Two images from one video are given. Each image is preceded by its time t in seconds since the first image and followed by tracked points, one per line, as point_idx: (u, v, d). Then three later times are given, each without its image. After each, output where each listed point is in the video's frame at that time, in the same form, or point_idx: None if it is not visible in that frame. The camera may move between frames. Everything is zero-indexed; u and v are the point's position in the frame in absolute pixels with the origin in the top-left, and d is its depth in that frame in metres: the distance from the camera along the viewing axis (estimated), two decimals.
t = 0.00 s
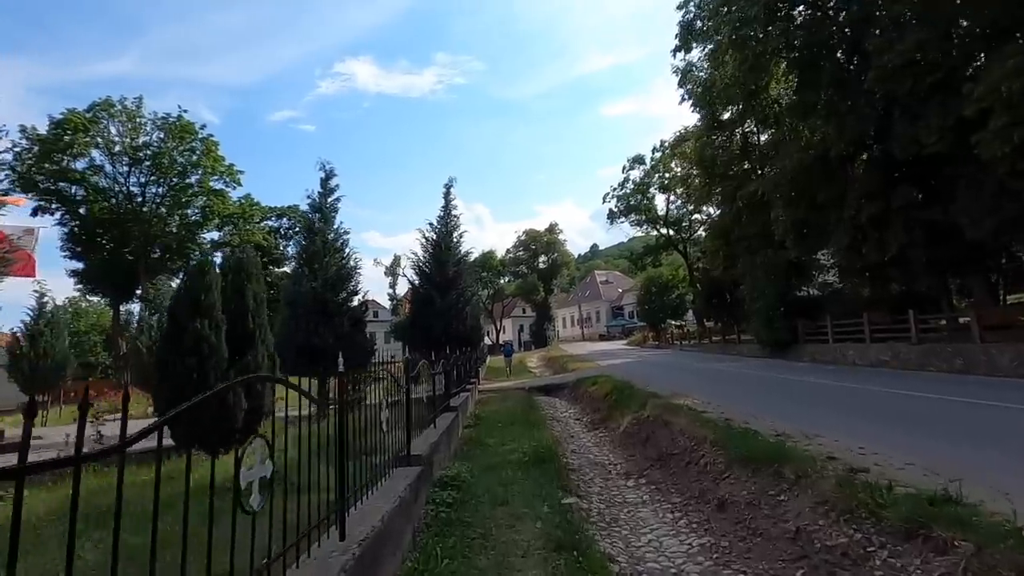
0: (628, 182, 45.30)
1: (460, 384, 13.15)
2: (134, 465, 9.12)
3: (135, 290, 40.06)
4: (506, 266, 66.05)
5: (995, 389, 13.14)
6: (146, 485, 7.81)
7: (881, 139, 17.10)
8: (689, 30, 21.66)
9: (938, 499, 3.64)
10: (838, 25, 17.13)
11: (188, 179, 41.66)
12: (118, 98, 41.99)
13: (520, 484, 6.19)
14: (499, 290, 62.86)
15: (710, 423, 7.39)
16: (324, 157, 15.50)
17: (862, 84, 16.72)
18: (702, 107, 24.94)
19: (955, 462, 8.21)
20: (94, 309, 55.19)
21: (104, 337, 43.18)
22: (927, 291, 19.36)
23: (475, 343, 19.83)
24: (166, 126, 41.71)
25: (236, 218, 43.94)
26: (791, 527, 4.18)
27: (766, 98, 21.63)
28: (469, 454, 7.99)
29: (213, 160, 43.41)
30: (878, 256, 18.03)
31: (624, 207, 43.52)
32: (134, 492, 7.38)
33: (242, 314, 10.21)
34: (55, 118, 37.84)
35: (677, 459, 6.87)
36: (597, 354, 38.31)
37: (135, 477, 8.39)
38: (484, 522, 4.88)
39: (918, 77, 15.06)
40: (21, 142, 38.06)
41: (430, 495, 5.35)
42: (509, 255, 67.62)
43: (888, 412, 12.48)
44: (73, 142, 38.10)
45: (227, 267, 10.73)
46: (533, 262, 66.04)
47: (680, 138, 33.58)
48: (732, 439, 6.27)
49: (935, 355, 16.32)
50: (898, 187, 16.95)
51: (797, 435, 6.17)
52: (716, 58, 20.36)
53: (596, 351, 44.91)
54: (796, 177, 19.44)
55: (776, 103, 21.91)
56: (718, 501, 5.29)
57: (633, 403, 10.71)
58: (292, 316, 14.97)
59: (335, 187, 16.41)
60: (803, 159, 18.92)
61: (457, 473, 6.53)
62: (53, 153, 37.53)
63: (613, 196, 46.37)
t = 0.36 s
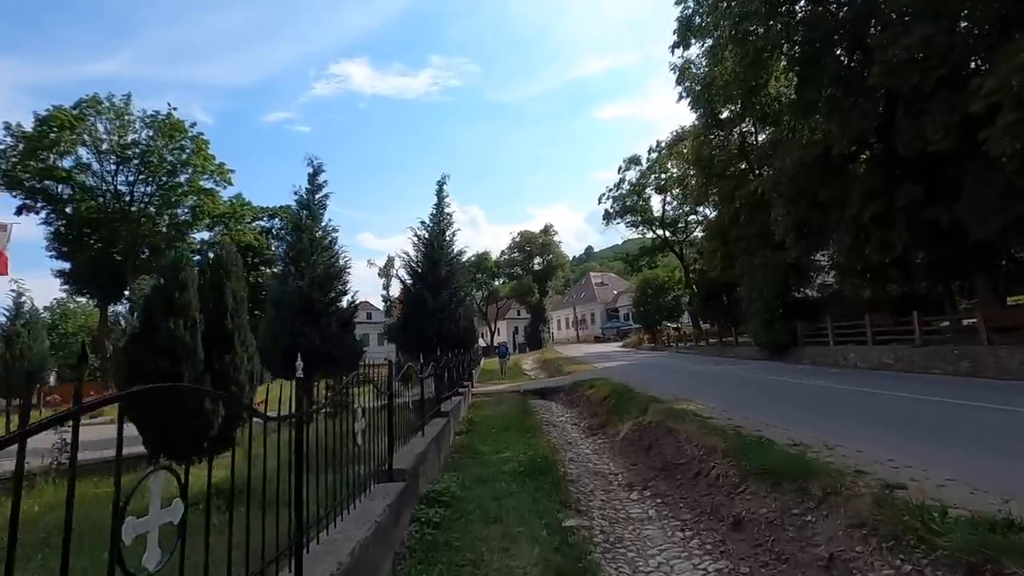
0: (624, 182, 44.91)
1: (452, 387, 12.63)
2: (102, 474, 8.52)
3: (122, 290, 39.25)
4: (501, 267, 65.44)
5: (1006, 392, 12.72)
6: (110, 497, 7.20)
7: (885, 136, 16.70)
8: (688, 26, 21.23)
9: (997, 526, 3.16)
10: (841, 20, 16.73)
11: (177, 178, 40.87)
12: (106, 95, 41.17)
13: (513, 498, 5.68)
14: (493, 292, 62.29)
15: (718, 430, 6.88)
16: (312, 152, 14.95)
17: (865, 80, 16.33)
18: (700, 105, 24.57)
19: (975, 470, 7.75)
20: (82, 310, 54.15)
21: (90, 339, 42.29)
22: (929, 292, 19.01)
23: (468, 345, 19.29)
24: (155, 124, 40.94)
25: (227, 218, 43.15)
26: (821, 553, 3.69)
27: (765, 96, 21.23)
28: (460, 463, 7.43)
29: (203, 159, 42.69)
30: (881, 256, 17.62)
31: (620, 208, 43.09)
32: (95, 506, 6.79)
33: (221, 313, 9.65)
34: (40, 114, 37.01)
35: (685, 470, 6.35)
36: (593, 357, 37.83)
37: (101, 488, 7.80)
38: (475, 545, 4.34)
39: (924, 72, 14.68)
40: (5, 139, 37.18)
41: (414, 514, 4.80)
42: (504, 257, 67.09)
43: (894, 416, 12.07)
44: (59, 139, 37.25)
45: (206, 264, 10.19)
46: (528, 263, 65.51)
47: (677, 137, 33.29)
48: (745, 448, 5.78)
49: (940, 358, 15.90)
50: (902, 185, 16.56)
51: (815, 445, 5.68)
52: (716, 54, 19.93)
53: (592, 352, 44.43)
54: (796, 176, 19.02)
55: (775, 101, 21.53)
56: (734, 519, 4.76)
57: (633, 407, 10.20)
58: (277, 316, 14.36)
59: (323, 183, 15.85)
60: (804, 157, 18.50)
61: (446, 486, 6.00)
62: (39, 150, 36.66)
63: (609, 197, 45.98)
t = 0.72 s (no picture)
0: (626, 178, 44.35)
1: (450, 386, 12.16)
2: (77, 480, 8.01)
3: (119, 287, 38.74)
4: (501, 264, 64.91)
5: None
6: (79, 506, 6.69)
7: (900, 127, 16.14)
8: (695, 16, 20.58)
9: None
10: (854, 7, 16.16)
11: (175, 173, 40.36)
12: (102, 88, 40.62)
13: (514, 511, 5.17)
14: (494, 289, 61.70)
15: (737, 435, 6.36)
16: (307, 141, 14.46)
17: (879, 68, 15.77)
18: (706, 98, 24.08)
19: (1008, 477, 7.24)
20: (80, 306, 53.62)
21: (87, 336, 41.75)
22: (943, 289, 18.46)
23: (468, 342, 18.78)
24: (152, 118, 40.40)
25: (225, 214, 42.04)
26: None
27: (774, 87, 20.66)
28: (457, 470, 6.92)
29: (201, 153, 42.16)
30: (894, 252, 17.08)
31: (623, 204, 42.56)
32: (64, 515, 6.28)
33: (205, 308, 9.16)
34: (35, 108, 36.47)
35: (700, 480, 5.83)
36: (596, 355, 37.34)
37: (72, 496, 7.28)
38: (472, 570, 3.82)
39: (943, 59, 14.13)
40: None
41: (404, 532, 4.28)
42: (505, 254, 66.48)
43: (911, 417, 11.55)
44: (54, 133, 36.68)
45: (190, 257, 9.72)
46: (530, 260, 64.89)
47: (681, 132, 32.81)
48: (770, 457, 5.27)
49: (957, 357, 15.36)
50: (917, 177, 16.01)
51: (846, 453, 5.17)
52: (724, 44, 19.38)
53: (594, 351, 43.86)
54: (806, 169, 18.49)
55: (784, 93, 20.98)
56: (763, 539, 4.24)
57: (640, 409, 9.69)
58: (269, 312, 13.84)
59: (318, 174, 15.33)
60: (814, 150, 17.94)
61: (441, 497, 5.49)
62: (34, 144, 36.13)
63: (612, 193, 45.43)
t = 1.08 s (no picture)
0: (627, 175, 43.89)
1: (450, 387, 11.69)
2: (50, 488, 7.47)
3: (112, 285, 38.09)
4: (501, 262, 64.35)
5: None
6: (48, 517, 6.18)
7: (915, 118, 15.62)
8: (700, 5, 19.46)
9: None
10: None
11: (171, 169, 39.80)
12: (96, 83, 40.01)
13: (519, 528, 4.67)
14: (494, 288, 61.20)
15: (759, 442, 5.86)
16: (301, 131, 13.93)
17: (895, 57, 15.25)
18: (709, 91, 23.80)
19: None
20: (77, 305, 53.02)
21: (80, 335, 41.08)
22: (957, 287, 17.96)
23: (468, 341, 18.25)
24: (147, 113, 39.80)
25: (222, 211, 41.55)
26: None
27: (782, 80, 20.13)
28: (457, 479, 6.43)
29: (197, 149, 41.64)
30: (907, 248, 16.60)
31: (624, 201, 42.13)
32: (27, 529, 5.74)
33: (189, 305, 8.64)
34: (28, 102, 35.87)
35: (722, 493, 5.32)
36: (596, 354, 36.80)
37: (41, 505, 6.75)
38: None
39: (961, 48, 13.59)
40: None
41: (398, 559, 3.77)
42: (504, 252, 65.88)
43: (929, 418, 11.06)
44: (48, 128, 36.06)
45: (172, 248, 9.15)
46: (530, 258, 64.31)
47: (684, 126, 32.61)
48: (803, 467, 4.76)
49: (973, 357, 14.87)
50: (932, 171, 15.55)
51: (888, 464, 4.67)
52: (731, 34, 18.85)
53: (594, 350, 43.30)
54: (816, 163, 18.00)
55: (791, 86, 20.45)
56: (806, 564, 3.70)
57: (649, 412, 9.19)
58: (261, 309, 13.29)
59: (312, 167, 14.80)
60: (824, 143, 17.42)
61: (439, 511, 4.99)
62: (26, 140, 35.52)
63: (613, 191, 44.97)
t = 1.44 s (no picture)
0: (628, 174, 43.39)
1: (447, 387, 11.17)
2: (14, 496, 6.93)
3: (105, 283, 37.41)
4: (500, 262, 63.77)
5: None
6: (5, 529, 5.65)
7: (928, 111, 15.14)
8: None
9: None
10: None
11: (166, 166, 39.19)
12: (90, 78, 39.36)
13: (521, 549, 4.15)
14: (493, 288, 60.60)
15: (784, 451, 5.35)
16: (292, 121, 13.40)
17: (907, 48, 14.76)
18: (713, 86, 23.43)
19: None
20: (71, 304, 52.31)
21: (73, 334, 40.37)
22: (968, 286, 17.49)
23: (466, 340, 17.70)
24: (141, 109, 39.17)
25: (218, 208, 40.94)
26: None
27: (789, 73, 19.62)
28: (452, 488, 5.90)
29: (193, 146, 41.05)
30: (919, 246, 16.11)
31: (625, 200, 41.65)
32: None
33: (167, 300, 8.11)
34: (20, 98, 35.22)
35: (744, 507, 4.80)
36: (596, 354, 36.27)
37: None
38: None
39: (977, 36, 12.96)
40: None
41: None
42: (503, 251, 65.23)
43: (949, 421, 10.56)
44: (39, 123, 35.35)
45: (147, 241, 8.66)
46: (529, 258, 63.70)
47: (687, 123, 32.16)
48: (842, 480, 4.23)
49: (989, 357, 14.37)
50: (945, 165, 15.04)
51: (938, 479, 4.16)
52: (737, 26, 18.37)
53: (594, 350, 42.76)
54: (824, 158, 17.51)
55: (797, 80, 19.96)
56: None
57: (657, 415, 8.66)
58: (250, 306, 12.75)
59: (304, 160, 14.26)
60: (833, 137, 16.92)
61: (431, 528, 4.47)
62: (17, 135, 34.78)
63: (613, 189, 44.46)
